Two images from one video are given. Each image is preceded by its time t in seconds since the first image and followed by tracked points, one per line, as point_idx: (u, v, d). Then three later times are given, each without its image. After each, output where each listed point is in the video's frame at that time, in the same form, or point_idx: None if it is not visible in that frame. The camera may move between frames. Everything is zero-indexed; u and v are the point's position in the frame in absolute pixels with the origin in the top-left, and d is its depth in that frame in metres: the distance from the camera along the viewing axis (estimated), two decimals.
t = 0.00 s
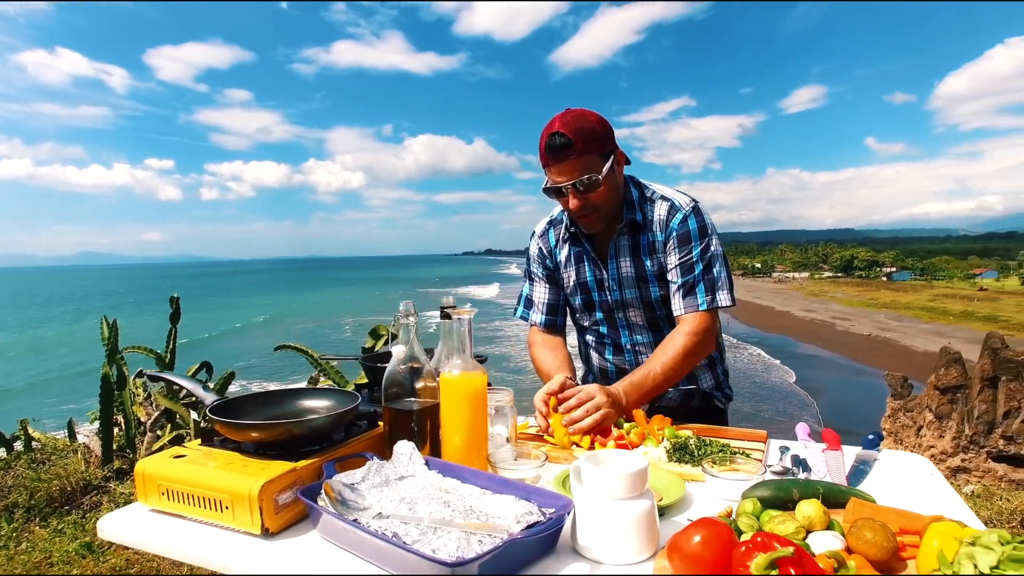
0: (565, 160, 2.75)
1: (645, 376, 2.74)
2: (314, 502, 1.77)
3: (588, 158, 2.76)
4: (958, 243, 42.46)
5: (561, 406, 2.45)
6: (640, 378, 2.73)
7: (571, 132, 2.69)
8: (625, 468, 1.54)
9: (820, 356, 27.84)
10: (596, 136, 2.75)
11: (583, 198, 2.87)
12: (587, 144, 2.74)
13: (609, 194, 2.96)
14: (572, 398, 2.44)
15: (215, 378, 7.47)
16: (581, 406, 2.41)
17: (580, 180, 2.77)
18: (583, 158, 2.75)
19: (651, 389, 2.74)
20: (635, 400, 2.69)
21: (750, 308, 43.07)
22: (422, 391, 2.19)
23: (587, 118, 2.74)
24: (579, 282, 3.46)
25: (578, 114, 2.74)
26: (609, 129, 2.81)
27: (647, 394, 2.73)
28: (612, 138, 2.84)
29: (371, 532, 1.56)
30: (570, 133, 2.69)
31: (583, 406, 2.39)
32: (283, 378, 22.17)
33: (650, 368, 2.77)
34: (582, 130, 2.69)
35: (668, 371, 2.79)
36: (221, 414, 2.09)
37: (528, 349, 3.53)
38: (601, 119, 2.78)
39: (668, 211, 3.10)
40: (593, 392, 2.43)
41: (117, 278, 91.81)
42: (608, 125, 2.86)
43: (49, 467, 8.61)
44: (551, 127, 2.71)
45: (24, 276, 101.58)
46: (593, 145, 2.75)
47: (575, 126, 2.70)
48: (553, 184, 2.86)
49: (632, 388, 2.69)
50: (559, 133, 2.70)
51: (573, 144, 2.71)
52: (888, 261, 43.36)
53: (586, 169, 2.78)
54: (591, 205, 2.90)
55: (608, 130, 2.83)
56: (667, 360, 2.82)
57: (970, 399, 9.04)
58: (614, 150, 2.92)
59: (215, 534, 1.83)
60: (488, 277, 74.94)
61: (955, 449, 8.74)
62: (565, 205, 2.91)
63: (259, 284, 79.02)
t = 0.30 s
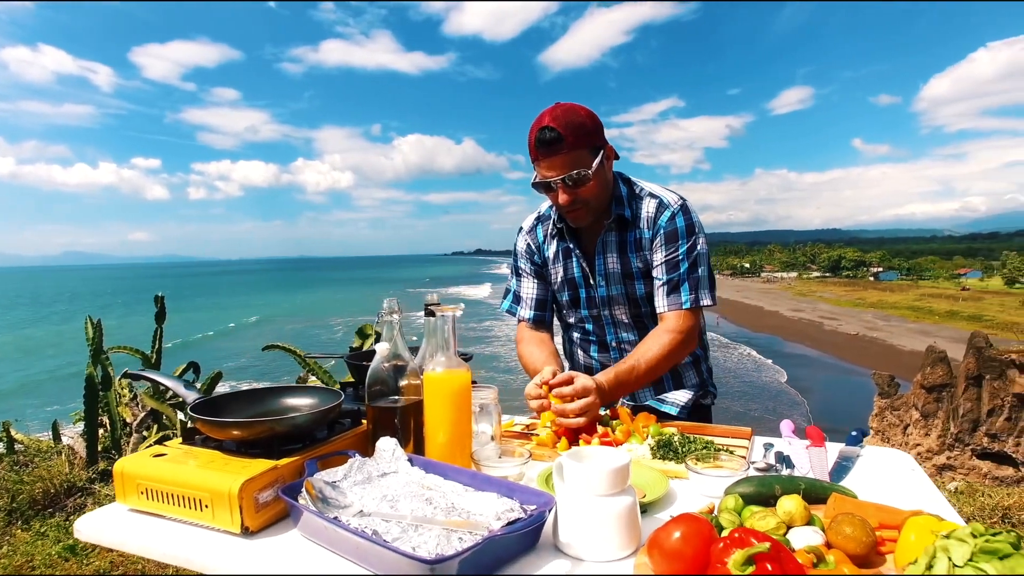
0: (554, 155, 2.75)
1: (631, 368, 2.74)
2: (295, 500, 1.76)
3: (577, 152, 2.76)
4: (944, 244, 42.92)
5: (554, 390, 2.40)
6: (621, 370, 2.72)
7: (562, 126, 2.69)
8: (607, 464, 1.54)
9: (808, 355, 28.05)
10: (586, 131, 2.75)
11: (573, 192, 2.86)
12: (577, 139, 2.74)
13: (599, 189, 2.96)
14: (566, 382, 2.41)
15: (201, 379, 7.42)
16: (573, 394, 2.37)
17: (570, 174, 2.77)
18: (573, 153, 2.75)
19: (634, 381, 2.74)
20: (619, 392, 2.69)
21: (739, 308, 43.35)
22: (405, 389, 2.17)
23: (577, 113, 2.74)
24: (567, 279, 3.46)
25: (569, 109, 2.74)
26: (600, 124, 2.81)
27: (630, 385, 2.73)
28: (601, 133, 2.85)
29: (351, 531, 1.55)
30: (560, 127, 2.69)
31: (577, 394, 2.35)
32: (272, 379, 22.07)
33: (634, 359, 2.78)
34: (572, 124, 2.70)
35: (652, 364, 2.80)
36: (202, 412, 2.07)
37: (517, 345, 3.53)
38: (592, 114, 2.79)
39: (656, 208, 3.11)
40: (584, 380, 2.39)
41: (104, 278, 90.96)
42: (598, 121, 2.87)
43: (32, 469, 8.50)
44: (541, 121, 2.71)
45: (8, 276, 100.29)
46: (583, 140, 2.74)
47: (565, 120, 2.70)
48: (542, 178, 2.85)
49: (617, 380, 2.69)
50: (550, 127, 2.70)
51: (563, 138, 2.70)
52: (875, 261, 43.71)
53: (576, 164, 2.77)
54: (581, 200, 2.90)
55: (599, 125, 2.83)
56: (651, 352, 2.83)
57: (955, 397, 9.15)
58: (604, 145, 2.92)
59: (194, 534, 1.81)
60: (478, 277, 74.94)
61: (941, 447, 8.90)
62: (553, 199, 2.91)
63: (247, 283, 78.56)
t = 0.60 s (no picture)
0: (538, 148, 2.76)
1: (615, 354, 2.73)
2: (264, 503, 1.73)
3: (561, 147, 2.76)
4: (941, 244, 42.91)
5: (546, 360, 2.37)
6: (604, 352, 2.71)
7: (544, 120, 2.70)
8: (576, 468, 1.53)
9: (806, 355, 28.08)
10: (570, 127, 2.76)
11: (556, 185, 2.86)
12: (560, 133, 2.74)
13: (584, 186, 2.96)
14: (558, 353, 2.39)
15: (195, 379, 7.40)
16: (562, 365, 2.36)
17: (553, 167, 2.77)
18: (556, 147, 2.75)
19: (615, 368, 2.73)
20: (600, 376, 2.67)
21: (738, 308, 43.40)
22: (381, 391, 2.15)
23: (562, 108, 2.74)
24: (553, 278, 3.45)
25: (554, 103, 2.75)
26: (586, 121, 2.81)
27: (613, 371, 2.72)
28: (588, 129, 2.84)
29: (316, 535, 1.53)
30: (543, 120, 2.70)
31: (567, 370, 2.32)
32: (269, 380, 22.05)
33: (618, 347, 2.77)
34: (555, 119, 2.70)
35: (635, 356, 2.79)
36: (175, 415, 2.04)
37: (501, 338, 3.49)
38: (577, 109, 2.79)
39: (644, 209, 3.09)
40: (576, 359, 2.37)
41: (104, 278, 90.92)
42: (585, 117, 2.86)
43: (26, 470, 8.49)
44: (525, 113, 2.72)
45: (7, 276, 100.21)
46: (567, 134, 2.75)
47: (549, 113, 2.71)
48: (524, 171, 2.86)
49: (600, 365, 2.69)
50: (532, 120, 2.71)
51: (546, 132, 2.71)
52: (873, 261, 43.60)
53: (559, 157, 2.77)
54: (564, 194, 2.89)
55: (585, 121, 2.83)
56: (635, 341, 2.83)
57: (952, 397, 9.11)
58: (590, 142, 2.91)
59: (162, 537, 1.79)
60: (477, 277, 74.93)
61: (939, 447, 8.87)
62: (535, 192, 2.90)
63: (247, 283, 78.58)
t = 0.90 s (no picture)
0: (513, 108, 2.81)
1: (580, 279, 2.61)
2: (234, 500, 1.71)
3: (536, 110, 2.81)
4: (949, 243, 42.70)
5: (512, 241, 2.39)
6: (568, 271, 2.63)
7: (523, 84, 2.79)
8: (545, 465, 1.50)
9: (813, 355, 28.00)
10: (547, 93, 2.82)
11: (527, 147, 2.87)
12: (536, 97, 2.79)
13: (558, 158, 2.97)
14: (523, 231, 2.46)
15: (196, 378, 7.39)
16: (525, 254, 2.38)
17: (526, 126, 2.79)
18: (531, 111, 2.80)
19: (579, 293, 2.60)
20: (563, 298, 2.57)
21: (744, 308, 43.39)
22: (357, 387, 2.12)
23: (543, 77, 2.82)
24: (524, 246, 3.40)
25: (536, 71, 2.84)
26: (566, 91, 2.86)
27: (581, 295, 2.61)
28: (568, 101, 2.89)
29: (282, 532, 1.50)
30: (521, 83, 2.79)
31: (530, 247, 2.37)
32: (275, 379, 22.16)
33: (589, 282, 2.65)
34: (534, 85, 2.79)
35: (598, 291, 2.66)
36: (152, 411, 2.01)
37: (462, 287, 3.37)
38: (557, 81, 2.85)
39: (622, 181, 3.07)
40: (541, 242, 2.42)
41: (113, 278, 91.36)
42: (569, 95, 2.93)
43: (29, 468, 8.50)
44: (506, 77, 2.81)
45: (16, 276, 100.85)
46: (544, 100, 2.80)
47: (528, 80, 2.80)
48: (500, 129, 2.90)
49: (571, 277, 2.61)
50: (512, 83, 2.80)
51: (521, 93, 2.78)
52: (880, 262, 43.18)
53: (532, 119, 2.81)
54: (536, 157, 2.89)
55: (566, 94, 2.89)
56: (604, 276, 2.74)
57: (960, 398, 9.04)
58: (571, 115, 2.95)
59: (134, 532, 1.77)
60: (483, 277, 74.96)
61: (947, 448, 8.79)
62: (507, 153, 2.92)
63: (254, 283, 78.88)
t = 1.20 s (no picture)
0: (464, 91, 2.75)
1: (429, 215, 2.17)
2: (233, 498, 1.73)
3: (486, 96, 2.75)
4: (979, 242, 41.62)
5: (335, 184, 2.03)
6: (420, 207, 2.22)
7: (475, 68, 2.72)
8: (539, 466, 1.49)
9: (837, 356, 27.50)
10: (501, 83, 2.75)
11: (473, 131, 2.82)
12: (487, 85, 2.73)
13: (506, 147, 2.92)
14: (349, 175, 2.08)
15: (217, 376, 7.50)
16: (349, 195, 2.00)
17: (477, 111, 2.75)
18: (482, 97, 2.74)
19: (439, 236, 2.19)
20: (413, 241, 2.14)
21: (766, 308, 42.84)
22: (358, 385, 2.13)
23: (497, 63, 2.77)
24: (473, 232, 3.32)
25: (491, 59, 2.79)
26: (520, 81, 2.81)
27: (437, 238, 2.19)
28: (522, 91, 2.85)
29: (278, 530, 1.52)
30: (473, 67, 2.72)
31: (349, 188, 1.98)
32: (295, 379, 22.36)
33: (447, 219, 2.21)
34: (486, 70, 2.72)
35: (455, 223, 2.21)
36: (155, 408, 2.03)
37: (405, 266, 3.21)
38: (512, 70, 2.80)
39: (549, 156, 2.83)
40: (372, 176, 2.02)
41: (139, 278, 92.83)
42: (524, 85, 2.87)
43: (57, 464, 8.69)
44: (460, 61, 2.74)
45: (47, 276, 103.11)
46: (496, 88, 2.74)
47: (480, 66, 2.72)
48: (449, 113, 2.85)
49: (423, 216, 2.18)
50: (463, 66, 2.73)
51: (473, 78, 2.72)
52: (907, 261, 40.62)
53: (482, 105, 2.75)
54: (479, 140, 2.85)
55: (519, 81, 2.83)
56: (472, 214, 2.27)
57: (991, 401, 8.84)
58: (524, 106, 2.90)
59: (138, 527, 1.80)
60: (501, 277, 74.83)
61: (977, 452, 8.65)
62: (455, 137, 2.90)
63: (276, 283, 79.81)
